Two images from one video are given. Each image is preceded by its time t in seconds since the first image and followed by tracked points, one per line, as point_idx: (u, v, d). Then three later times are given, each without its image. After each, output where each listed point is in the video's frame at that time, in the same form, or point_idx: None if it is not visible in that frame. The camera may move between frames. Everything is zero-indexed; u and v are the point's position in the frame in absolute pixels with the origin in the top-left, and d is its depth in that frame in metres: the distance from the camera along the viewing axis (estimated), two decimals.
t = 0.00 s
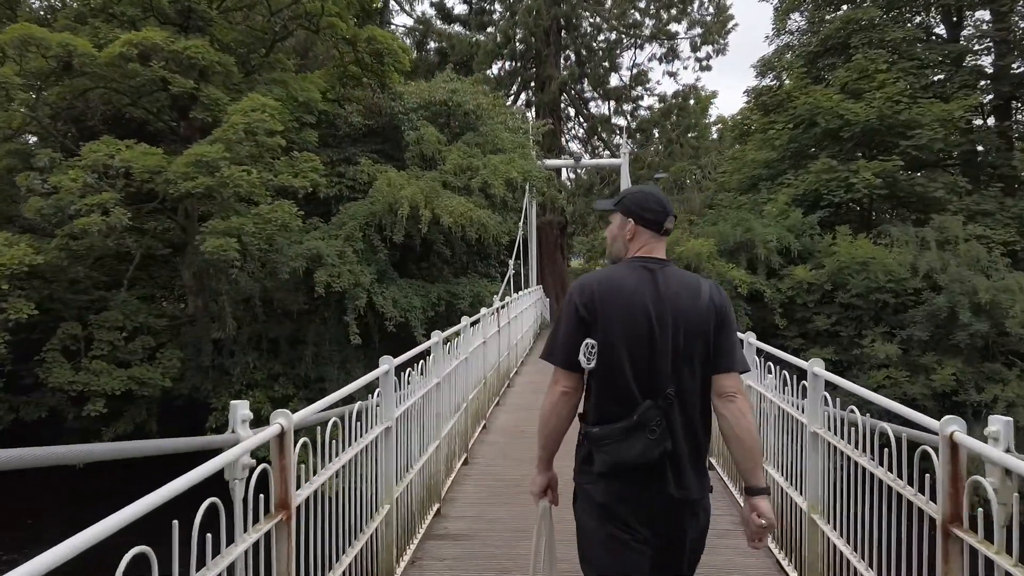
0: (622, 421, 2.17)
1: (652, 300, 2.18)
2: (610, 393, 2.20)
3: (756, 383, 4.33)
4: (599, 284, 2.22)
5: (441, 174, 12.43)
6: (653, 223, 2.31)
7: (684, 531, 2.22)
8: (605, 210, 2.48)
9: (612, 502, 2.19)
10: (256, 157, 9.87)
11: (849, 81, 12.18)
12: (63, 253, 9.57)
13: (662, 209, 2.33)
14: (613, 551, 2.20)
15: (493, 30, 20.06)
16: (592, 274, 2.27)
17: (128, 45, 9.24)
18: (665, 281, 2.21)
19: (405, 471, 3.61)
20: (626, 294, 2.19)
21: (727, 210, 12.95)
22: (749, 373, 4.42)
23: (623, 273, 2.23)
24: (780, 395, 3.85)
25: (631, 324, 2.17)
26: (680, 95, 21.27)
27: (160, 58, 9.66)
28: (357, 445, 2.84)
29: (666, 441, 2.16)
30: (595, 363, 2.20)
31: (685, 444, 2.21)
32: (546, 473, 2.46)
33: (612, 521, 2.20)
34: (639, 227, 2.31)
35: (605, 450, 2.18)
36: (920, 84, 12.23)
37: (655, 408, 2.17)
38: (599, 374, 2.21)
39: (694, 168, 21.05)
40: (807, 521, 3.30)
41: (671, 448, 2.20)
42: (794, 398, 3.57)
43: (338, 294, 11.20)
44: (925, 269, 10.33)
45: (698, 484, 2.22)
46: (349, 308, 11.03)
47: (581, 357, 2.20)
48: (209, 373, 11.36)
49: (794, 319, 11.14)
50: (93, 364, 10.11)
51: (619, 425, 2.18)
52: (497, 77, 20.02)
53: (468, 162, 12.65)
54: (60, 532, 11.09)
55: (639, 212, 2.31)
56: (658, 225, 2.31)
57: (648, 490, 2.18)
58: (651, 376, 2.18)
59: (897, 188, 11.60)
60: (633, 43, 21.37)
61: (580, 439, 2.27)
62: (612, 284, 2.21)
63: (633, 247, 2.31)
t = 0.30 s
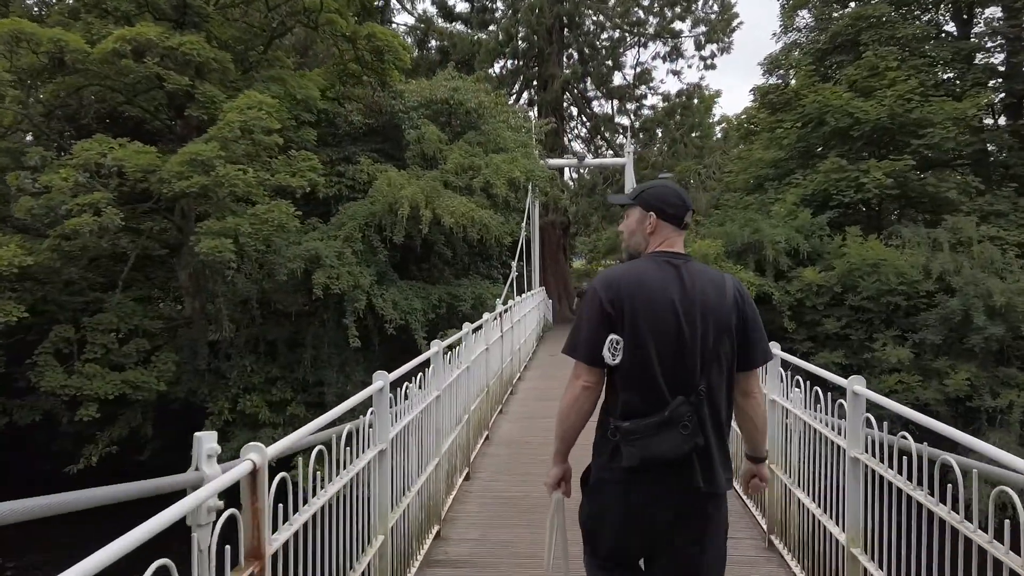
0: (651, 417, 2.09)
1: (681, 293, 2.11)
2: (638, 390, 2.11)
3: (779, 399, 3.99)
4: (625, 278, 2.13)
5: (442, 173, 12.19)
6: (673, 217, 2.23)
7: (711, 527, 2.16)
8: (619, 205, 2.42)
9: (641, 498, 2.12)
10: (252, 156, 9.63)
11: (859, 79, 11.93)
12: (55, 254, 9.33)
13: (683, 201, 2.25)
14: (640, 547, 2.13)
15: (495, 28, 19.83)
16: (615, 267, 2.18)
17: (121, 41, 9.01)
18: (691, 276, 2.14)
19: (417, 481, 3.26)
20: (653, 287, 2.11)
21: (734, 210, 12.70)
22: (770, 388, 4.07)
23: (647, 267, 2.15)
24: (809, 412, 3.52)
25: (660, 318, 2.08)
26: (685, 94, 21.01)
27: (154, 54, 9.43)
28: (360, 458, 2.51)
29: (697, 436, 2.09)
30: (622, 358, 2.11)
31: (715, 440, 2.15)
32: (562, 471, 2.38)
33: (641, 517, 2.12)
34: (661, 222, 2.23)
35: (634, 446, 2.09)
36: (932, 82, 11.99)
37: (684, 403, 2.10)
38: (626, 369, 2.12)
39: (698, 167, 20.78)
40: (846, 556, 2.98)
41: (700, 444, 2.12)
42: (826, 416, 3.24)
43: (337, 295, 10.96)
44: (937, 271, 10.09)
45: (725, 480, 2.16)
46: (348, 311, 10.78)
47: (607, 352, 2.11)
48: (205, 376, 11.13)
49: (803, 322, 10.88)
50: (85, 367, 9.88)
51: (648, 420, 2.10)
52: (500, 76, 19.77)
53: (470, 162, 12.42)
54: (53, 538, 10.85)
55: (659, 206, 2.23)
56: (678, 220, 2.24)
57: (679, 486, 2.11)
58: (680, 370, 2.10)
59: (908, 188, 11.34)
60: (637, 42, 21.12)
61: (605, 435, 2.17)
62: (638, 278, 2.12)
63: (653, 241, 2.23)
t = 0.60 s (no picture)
0: (653, 429, 2.08)
1: (678, 304, 2.09)
2: (637, 403, 2.10)
3: (805, 407, 3.53)
4: (621, 290, 2.10)
5: (445, 172, 11.99)
6: (665, 226, 2.22)
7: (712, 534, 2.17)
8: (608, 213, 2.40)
9: (642, 509, 2.11)
10: (250, 153, 9.42)
11: (870, 75, 11.69)
12: (48, 254, 9.13)
13: (674, 210, 2.24)
14: (641, 559, 2.13)
15: (498, 26, 19.61)
16: (610, 280, 2.14)
17: (116, 36, 8.81)
18: (686, 284, 2.13)
19: (417, 497, 3.07)
20: (650, 299, 2.09)
21: (742, 209, 12.46)
22: (795, 394, 3.60)
23: (643, 278, 2.13)
24: (842, 425, 3.06)
25: (660, 330, 2.07)
26: (691, 92, 20.75)
27: (150, 49, 9.24)
28: (349, 478, 2.28)
29: (695, 444, 2.10)
30: (624, 372, 2.08)
31: (712, 446, 2.15)
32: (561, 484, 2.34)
33: (642, 528, 2.11)
34: (654, 230, 2.22)
35: (636, 460, 2.07)
36: (945, 78, 11.74)
37: (685, 414, 2.09)
38: (626, 382, 2.09)
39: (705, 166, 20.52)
40: None
41: (698, 451, 2.13)
42: (864, 431, 2.80)
43: (338, 296, 10.74)
44: (953, 271, 9.83)
45: (724, 486, 2.17)
46: (349, 312, 10.56)
47: (608, 366, 2.07)
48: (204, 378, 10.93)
49: (814, 323, 10.64)
50: (80, 369, 9.67)
51: (650, 432, 2.08)
52: (503, 74, 19.57)
53: (473, 160, 12.20)
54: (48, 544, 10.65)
55: (651, 216, 2.22)
56: (671, 229, 2.22)
57: (680, 495, 2.11)
58: (679, 382, 2.09)
59: (921, 186, 11.10)
60: (642, 39, 20.89)
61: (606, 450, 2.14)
62: (634, 290, 2.09)
63: (646, 253, 2.22)
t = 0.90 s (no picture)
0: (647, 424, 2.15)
1: (667, 303, 2.16)
2: (631, 400, 2.16)
3: (833, 426, 3.23)
4: (612, 290, 2.15)
5: (451, 172, 11.78)
6: (649, 226, 2.29)
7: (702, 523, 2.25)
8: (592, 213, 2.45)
9: (638, 506, 2.16)
10: (252, 153, 9.23)
11: (886, 72, 11.40)
12: (47, 256, 8.95)
13: (657, 208, 2.31)
14: (639, 552, 2.17)
15: (506, 24, 19.35)
16: (600, 281, 2.19)
17: (115, 34, 8.63)
18: (673, 283, 2.21)
19: (412, 524, 2.87)
20: (641, 298, 2.15)
21: (755, 209, 12.19)
22: (822, 411, 3.31)
23: (631, 278, 2.19)
24: (877, 449, 2.77)
25: (651, 329, 2.13)
26: (701, 90, 20.46)
27: (151, 48, 9.06)
28: (331, 513, 2.03)
29: (687, 436, 2.18)
30: (618, 370, 2.13)
31: (703, 439, 2.23)
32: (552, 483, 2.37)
33: (638, 522, 2.16)
34: (638, 229, 2.28)
35: (633, 456, 2.13)
36: (964, 75, 11.44)
37: (677, 409, 2.17)
38: (620, 380, 2.14)
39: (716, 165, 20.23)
40: None
41: (689, 443, 2.21)
42: (901, 457, 2.53)
43: (342, 299, 10.55)
44: (974, 273, 9.54)
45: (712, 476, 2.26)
46: (353, 315, 10.35)
47: (603, 366, 2.12)
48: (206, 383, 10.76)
49: (829, 326, 10.37)
50: (80, 374, 9.51)
51: (644, 428, 2.15)
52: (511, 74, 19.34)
53: (480, 160, 11.98)
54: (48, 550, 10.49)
55: (635, 216, 2.28)
56: (655, 228, 2.30)
57: (674, 488, 2.18)
58: (670, 378, 2.16)
59: (940, 186, 10.80)
60: (652, 38, 20.62)
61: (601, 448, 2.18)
62: (624, 291, 2.15)
63: (632, 253, 2.28)
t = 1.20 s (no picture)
0: (668, 428, 2.06)
1: (692, 303, 2.08)
2: (652, 402, 2.07)
3: (875, 436, 2.97)
4: (636, 289, 2.06)
5: (459, 170, 11.56)
6: (670, 226, 2.19)
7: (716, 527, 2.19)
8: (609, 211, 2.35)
9: (655, 508, 2.09)
10: (256, 150, 9.03)
11: (906, 66, 11.11)
12: (49, 256, 8.80)
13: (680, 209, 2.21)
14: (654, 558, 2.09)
15: (516, 21, 19.11)
16: (622, 279, 2.09)
17: (117, 29, 8.46)
18: (697, 283, 2.12)
19: (412, 545, 2.66)
20: (665, 298, 2.06)
21: (771, 207, 11.91)
22: (863, 420, 3.05)
23: (654, 276, 2.09)
24: (929, 466, 2.51)
25: (676, 329, 2.04)
26: (714, 87, 20.17)
27: (153, 43, 8.89)
28: (314, 543, 1.81)
29: (707, 439, 2.11)
30: (640, 371, 2.04)
31: (721, 443, 2.17)
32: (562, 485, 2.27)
33: (654, 526, 2.09)
34: (661, 230, 2.18)
35: (652, 459, 2.06)
36: (986, 68, 11.12)
37: (699, 412, 2.09)
38: (641, 381, 2.05)
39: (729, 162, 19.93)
40: None
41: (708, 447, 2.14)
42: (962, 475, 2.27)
43: (348, 299, 10.36)
44: (999, 272, 9.23)
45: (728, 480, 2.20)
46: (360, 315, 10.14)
47: (625, 365, 2.02)
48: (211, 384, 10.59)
49: (848, 327, 10.09)
50: (83, 375, 9.35)
51: (665, 431, 2.06)
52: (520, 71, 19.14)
53: (490, 157, 11.75)
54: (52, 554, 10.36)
55: (657, 215, 2.18)
56: (676, 229, 2.19)
57: (691, 490, 2.11)
58: (693, 381, 2.08)
59: (962, 182, 10.49)
60: (663, 34, 20.36)
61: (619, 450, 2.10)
62: (647, 289, 2.06)
63: (653, 252, 2.18)
